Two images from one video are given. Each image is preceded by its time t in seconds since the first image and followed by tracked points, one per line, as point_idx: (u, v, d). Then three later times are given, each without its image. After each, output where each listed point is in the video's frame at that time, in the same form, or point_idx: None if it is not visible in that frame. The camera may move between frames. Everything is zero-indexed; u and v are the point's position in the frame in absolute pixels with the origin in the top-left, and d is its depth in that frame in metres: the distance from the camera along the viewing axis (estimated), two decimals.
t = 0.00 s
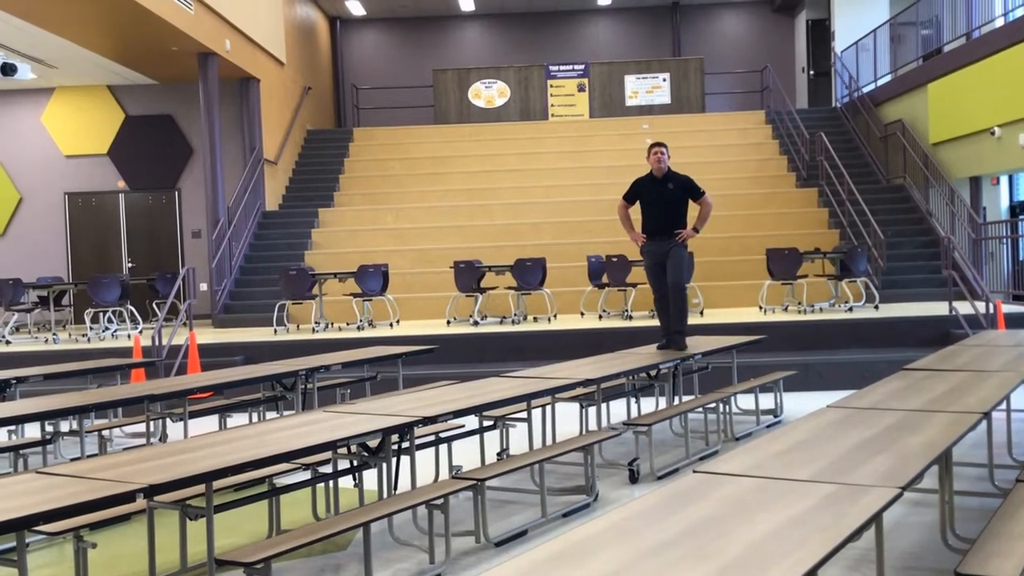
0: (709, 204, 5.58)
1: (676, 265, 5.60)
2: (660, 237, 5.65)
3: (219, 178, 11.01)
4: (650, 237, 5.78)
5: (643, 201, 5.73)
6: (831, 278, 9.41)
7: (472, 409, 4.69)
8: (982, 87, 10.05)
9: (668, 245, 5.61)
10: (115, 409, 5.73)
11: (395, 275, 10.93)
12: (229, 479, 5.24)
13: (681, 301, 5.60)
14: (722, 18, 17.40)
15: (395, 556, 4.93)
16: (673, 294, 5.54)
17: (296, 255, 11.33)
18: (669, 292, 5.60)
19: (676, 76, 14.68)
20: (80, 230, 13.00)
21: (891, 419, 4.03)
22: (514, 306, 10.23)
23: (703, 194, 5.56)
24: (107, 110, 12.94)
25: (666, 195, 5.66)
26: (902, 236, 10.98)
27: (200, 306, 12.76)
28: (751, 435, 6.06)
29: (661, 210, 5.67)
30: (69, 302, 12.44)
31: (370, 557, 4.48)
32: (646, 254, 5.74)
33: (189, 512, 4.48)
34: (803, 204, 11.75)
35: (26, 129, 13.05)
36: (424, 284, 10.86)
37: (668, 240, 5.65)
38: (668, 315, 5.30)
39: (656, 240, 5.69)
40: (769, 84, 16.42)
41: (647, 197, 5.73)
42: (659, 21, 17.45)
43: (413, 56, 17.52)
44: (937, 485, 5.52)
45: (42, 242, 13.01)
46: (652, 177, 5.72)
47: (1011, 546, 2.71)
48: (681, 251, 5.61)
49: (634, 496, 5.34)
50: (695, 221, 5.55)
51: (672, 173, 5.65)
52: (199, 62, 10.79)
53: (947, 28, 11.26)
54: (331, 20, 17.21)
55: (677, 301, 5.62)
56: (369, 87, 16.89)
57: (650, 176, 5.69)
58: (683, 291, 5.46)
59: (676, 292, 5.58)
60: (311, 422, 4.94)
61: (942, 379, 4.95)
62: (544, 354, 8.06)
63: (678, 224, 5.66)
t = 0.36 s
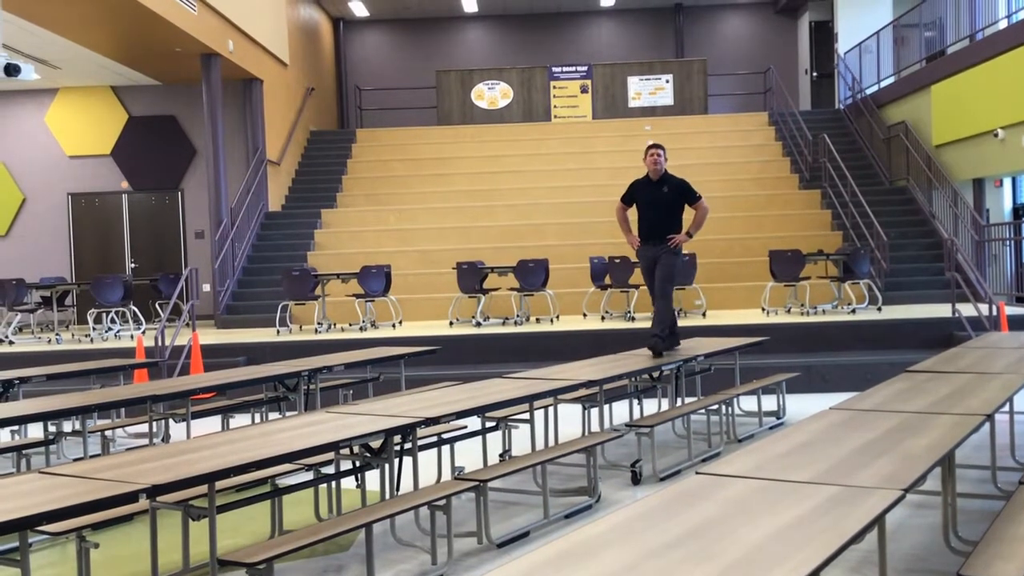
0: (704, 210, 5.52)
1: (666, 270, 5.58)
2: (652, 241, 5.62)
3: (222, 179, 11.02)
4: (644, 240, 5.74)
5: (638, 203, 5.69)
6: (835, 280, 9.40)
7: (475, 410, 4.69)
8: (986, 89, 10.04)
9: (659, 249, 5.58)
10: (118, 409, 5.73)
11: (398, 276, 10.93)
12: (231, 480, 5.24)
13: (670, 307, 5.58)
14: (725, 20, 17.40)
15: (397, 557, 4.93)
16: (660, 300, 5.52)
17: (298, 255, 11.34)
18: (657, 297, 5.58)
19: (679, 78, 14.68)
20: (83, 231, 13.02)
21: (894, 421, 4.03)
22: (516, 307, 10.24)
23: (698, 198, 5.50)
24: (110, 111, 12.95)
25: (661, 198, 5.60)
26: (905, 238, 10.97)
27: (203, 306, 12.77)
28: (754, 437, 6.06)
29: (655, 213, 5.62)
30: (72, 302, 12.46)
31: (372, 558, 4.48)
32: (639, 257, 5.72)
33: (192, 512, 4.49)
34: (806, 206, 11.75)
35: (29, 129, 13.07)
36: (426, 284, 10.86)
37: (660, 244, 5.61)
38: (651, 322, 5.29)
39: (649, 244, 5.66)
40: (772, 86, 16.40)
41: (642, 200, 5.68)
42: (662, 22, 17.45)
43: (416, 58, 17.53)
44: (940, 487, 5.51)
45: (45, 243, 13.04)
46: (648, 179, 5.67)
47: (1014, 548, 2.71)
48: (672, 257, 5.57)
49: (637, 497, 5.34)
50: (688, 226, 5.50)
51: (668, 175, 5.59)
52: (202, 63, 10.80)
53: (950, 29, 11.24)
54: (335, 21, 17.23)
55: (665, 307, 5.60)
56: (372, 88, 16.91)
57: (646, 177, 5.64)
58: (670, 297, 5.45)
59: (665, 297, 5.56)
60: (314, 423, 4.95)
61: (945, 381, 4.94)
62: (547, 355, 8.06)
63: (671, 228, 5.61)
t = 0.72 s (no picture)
0: (699, 204, 5.48)
1: (660, 264, 5.49)
2: (646, 234, 5.52)
3: (223, 177, 11.02)
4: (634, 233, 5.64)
5: (631, 195, 5.60)
6: (837, 277, 9.40)
7: (476, 408, 4.69)
8: (988, 86, 10.02)
9: (654, 242, 5.49)
10: (119, 407, 5.73)
11: (400, 273, 10.93)
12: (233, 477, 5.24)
13: (665, 301, 5.49)
14: (727, 17, 17.38)
15: (399, 554, 4.93)
16: (656, 294, 5.41)
17: (300, 253, 11.34)
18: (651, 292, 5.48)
19: (681, 76, 14.67)
20: (85, 228, 13.03)
21: (897, 419, 4.03)
22: (518, 305, 10.24)
23: (693, 191, 5.45)
24: (112, 109, 12.96)
25: (655, 190, 5.53)
26: (907, 236, 10.96)
27: (204, 304, 12.78)
28: (755, 434, 6.05)
29: (648, 206, 5.53)
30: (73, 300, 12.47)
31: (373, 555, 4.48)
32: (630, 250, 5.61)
33: (194, 510, 4.49)
34: (808, 204, 11.74)
35: (31, 127, 13.07)
36: (428, 282, 10.86)
37: (653, 237, 5.52)
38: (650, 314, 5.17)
39: (642, 236, 5.56)
40: (774, 83, 16.38)
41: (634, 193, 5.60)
42: (664, 20, 17.44)
43: (418, 55, 17.52)
44: (942, 484, 5.51)
45: (47, 240, 13.05)
46: (640, 171, 5.59)
47: (1016, 545, 2.71)
48: (666, 250, 5.49)
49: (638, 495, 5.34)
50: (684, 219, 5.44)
51: (662, 167, 5.52)
52: (204, 60, 10.80)
53: (953, 27, 11.22)
54: (336, 18, 17.24)
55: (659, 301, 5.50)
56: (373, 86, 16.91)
57: (640, 169, 5.57)
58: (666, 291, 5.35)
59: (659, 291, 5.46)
60: (316, 421, 4.95)
61: (947, 378, 4.94)
62: (548, 353, 8.05)
63: (665, 221, 5.53)
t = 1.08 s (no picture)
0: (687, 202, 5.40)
1: (652, 266, 5.38)
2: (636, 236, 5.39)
3: (224, 176, 11.01)
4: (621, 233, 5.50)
5: (618, 195, 5.43)
6: (838, 275, 9.39)
7: (477, 406, 4.68)
8: (990, 85, 10.01)
9: (645, 243, 5.36)
10: (121, 405, 5.73)
11: (401, 272, 10.93)
12: (234, 475, 5.23)
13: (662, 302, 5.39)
14: (729, 14, 17.38)
15: (400, 553, 4.92)
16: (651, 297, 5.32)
17: (301, 252, 11.33)
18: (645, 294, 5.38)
19: (683, 74, 14.67)
20: (87, 227, 13.03)
21: (898, 417, 4.02)
22: (519, 303, 10.24)
23: (682, 189, 5.37)
24: (113, 107, 12.96)
25: (643, 189, 5.38)
26: (908, 234, 10.95)
27: (206, 303, 12.79)
28: (756, 433, 6.04)
29: (637, 205, 5.39)
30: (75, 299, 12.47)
31: (374, 554, 4.47)
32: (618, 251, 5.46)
33: (194, 508, 4.49)
34: (810, 202, 11.72)
35: (32, 125, 13.07)
36: (429, 281, 10.85)
37: (643, 238, 5.40)
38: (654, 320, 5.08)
39: (631, 238, 5.42)
40: (776, 81, 16.36)
41: (621, 193, 5.43)
42: (665, 18, 17.44)
43: (419, 53, 17.52)
44: (943, 482, 5.51)
45: (49, 239, 13.06)
46: (625, 170, 5.42)
47: (1018, 544, 2.70)
48: (657, 251, 5.39)
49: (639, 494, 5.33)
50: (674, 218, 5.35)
51: (648, 165, 5.37)
52: (205, 59, 10.80)
53: (955, 25, 11.22)
54: (337, 17, 17.24)
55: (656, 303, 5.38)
56: (374, 84, 16.91)
57: (625, 168, 5.40)
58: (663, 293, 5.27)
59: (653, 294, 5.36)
60: (317, 419, 4.94)
61: (949, 376, 4.93)
62: (549, 350, 8.03)
63: (654, 221, 5.41)
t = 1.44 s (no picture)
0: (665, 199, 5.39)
1: (634, 265, 5.34)
2: (616, 236, 5.34)
3: (228, 176, 11.02)
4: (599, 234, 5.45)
5: (594, 195, 5.37)
6: (842, 276, 9.38)
7: (480, 406, 4.68)
8: (994, 85, 10.00)
9: (625, 243, 5.32)
10: (125, 405, 5.73)
11: (404, 272, 10.93)
12: (238, 475, 5.24)
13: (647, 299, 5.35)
14: (731, 14, 17.36)
15: (403, 553, 4.93)
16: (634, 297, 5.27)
17: (305, 252, 11.34)
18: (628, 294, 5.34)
19: (686, 74, 14.66)
20: (90, 227, 13.04)
21: (902, 417, 4.01)
22: (522, 304, 10.23)
23: (657, 186, 5.37)
24: (117, 107, 12.98)
25: (621, 189, 5.33)
26: (912, 234, 10.94)
27: (210, 303, 12.79)
28: (760, 433, 6.04)
29: (615, 205, 5.34)
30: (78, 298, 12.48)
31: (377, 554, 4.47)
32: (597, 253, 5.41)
33: (198, 508, 4.49)
34: (813, 202, 11.71)
35: (36, 126, 13.09)
36: (432, 281, 10.85)
37: (624, 237, 5.34)
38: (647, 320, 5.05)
39: (610, 238, 5.37)
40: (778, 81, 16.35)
41: (598, 192, 5.36)
42: (668, 18, 17.43)
43: (422, 53, 17.52)
44: (947, 483, 5.50)
45: (52, 239, 13.08)
46: (601, 169, 5.35)
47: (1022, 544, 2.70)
48: (637, 250, 5.35)
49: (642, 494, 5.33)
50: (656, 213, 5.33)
51: (624, 164, 5.33)
52: (209, 59, 10.81)
53: (958, 25, 11.22)
54: (340, 17, 17.25)
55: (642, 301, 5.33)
56: (377, 85, 16.92)
57: (600, 168, 5.34)
58: (647, 293, 5.24)
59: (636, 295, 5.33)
60: (321, 419, 4.95)
61: (952, 377, 4.93)
62: (552, 351, 8.02)
63: (633, 220, 5.37)
